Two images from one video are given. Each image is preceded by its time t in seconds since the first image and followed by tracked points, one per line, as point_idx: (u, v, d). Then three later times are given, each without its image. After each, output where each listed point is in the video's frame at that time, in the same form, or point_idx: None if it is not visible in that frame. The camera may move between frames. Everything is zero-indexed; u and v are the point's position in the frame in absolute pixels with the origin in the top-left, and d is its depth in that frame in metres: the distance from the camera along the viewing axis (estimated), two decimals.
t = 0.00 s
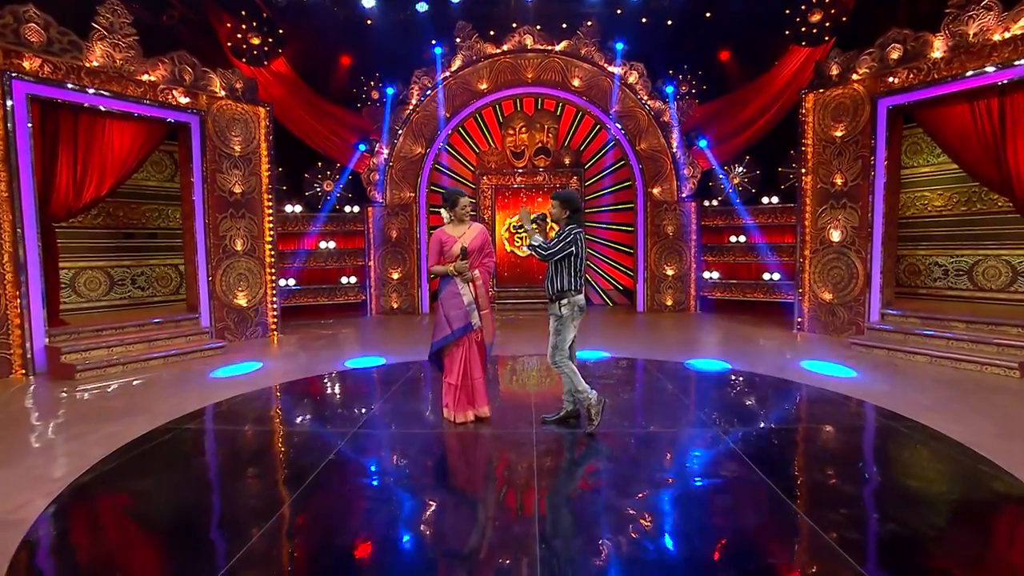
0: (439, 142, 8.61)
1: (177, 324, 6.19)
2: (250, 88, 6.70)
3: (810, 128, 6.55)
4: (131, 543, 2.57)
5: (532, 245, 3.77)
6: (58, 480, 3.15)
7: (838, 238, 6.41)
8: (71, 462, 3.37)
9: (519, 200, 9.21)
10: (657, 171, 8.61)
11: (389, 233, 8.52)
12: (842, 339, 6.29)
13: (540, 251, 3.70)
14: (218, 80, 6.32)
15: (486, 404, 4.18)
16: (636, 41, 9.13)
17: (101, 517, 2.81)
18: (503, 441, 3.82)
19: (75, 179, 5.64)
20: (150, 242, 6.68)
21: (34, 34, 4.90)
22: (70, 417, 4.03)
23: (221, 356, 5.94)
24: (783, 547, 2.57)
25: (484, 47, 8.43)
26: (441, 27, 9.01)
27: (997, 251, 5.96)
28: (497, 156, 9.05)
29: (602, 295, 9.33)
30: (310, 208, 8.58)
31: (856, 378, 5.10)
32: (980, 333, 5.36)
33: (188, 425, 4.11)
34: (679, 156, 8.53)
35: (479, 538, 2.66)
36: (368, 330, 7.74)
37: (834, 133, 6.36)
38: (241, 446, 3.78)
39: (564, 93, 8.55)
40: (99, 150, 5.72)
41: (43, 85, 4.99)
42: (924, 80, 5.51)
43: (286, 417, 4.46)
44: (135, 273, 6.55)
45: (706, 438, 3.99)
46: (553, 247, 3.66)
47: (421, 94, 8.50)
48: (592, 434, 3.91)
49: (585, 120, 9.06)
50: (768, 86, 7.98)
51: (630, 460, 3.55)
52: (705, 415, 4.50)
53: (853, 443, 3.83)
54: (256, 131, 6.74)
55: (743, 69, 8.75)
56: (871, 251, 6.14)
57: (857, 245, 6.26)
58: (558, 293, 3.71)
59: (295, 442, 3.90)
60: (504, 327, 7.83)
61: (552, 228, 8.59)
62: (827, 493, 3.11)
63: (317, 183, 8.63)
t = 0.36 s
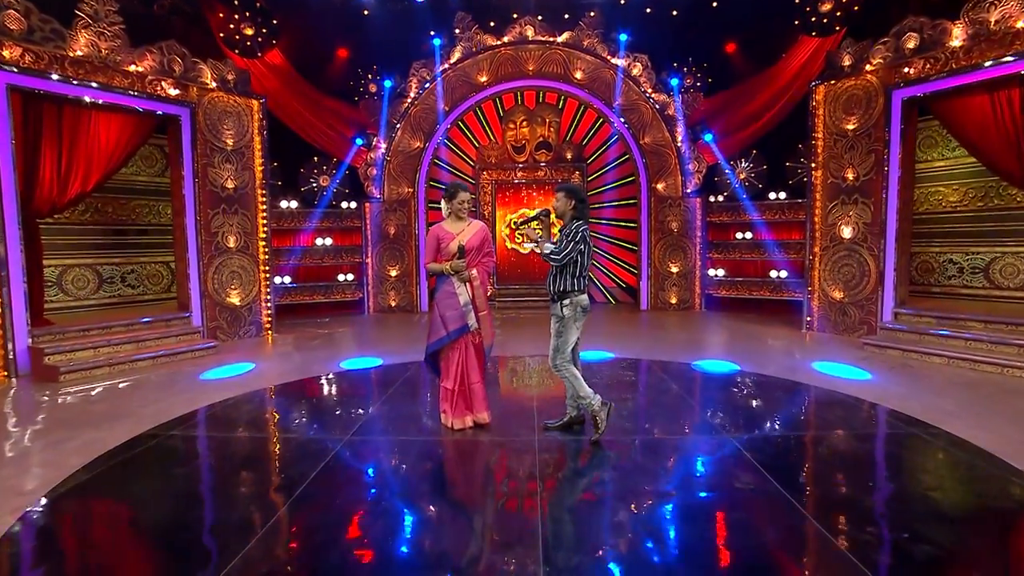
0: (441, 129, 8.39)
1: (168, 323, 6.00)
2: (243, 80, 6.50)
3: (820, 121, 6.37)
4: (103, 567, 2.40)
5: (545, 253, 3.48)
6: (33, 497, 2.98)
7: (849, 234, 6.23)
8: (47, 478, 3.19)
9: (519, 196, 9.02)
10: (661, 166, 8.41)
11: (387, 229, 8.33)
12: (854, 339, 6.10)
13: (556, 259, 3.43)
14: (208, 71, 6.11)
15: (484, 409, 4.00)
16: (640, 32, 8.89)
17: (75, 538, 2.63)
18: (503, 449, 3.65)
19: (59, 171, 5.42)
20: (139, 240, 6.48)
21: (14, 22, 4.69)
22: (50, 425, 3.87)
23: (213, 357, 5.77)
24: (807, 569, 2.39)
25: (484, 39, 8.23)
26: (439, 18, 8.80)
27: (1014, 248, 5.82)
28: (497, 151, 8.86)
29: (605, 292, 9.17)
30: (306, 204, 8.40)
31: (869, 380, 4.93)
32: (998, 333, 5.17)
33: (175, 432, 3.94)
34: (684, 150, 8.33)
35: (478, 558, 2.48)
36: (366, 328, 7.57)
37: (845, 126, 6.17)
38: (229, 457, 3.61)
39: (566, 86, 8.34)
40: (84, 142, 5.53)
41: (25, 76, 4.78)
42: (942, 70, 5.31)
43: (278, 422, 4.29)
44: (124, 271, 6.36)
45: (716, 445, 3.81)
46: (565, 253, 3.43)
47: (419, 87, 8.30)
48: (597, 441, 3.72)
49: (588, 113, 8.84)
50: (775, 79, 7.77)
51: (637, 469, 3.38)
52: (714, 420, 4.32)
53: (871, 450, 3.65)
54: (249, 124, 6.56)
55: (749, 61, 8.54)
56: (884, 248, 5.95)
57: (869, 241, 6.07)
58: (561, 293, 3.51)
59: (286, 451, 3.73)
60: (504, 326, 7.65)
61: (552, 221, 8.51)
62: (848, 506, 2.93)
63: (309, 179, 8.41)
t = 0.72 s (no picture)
0: (432, 125, 8.23)
1: (153, 319, 5.79)
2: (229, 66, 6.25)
3: (827, 109, 6.17)
4: None
5: (547, 248, 3.23)
6: None
7: (856, 227, 6.04)
8: (12, 491, 2.98)
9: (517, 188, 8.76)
10: (662, 157, 8.22)
11: (381, 221, 8.12)
12: (862, 335, 5.94)
13: (559, 254, 3.21)
14: (192, 56, 5.85)
15: (476, 412, 3.81)
16: (640, 19, 8.65)
17: (38, 560, 2.43)
18: (500, 454, 3.46)
19: (34, 158, 5.18)
20: (122, 232, 6.25)
21: None
22: (22, 430, 3.69)
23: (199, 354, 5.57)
24: None
25: (480, 25, 7.98)
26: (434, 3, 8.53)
27: None
28: (494, 141, 8.64)
29: (604, 286, 9.01)
30: (297, 195, 8.16)
31: (879, 379, 4.76)
32: (1012, 329, 5.00)
33: (152, 438, 3.74)
34: (685, 141, 8.14)
35: None
36: (359, 323, 7.38)
37: (854, 114, 5.96)
38: (209, 464, 3.41)
39: (565, 74, 8.11)
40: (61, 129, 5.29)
41: None
42: (957, 56, 5.12)
43: (264, 424, 4.09)
44: (107, 265, 6.14)
45: (723, 449, 3.63)
46: (567, 244, 3.23)
47: (413, 75, 8.05)
48: (599, 445, 3.53)
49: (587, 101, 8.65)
50: (780, 66, 7.54)
51: (643, 478, 3.19)
52: (720, 421, 4.14)
53: (887, 455, 3.48)
54: (235, 111, 6.31)
55: (752, 48, 8.32)
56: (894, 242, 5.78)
57: (877, 234, 5.89)
58: (561, 286, 3.31)
59: (271, 456, 3.53)
60: (501, 321, 7.47)
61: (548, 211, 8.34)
62: (868, 519, 2.75)
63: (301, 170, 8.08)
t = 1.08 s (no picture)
0: (424, 115, 7.96)
1: (130, 316, 5.55)
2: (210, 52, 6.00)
3: (830, 99, 5.99)
4: None
5: (544, 247, 3.04)
6: None
7: (859, 221, 5.88)
8: None
9: (508, 181, 8.59)
10: (659, 149, 8.02)
11: (370, 214, 7.88)
12: (865, 333, 5.78)
13: (559, 253, 3.02)
14: (170, 41, 5.60)
15: (474, 413, 3.62)
16: (637, 7, 8.42)
17: None
18: (492, 461, 3.27)
19: None
20: (99, 225, 6.01)
21: None
22: None
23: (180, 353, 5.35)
24: None
25: (472, 12, 7.73)
26: None
27: None
28: (486, 132, 8.42)
29: (600, 281, 8.85)
30: (283, 187, 7.89)
31: (887, 379, 4.59)
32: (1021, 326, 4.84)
33: (121, 444, 3.51)
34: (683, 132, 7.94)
35: None
36: (349, 320, 7.17)
37: (858, 105, 5.79)
38: (180, 472, 3.19)
39: (561, 63, 7.88)
40: (29, 117, 5.03)
41: None
42: (966, 43, 4.93)
43: (243, 428, 3.88)
44: (82, 259, 5.89)
45: (726, 454, 3.45)
46: (567, 242, 3.03)
47: (403, 63, 7.79)
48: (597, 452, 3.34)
49: (581, 93, 8.51)
50: (782, 56, 7.33)
51: (642, 486, 3.00)
52: (721, 424, 3.96)
53: (900, 461, 3.30)
54: (217, 100, 6.06)
55: (752, 37, 8.11)
56: (899, 235, 5.61)
57: (881, 228, 5.72)
58: (558, 286, 3.11)
59: (248, 463, 3.32)
60: (494, 317, 7.27)
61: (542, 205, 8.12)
62: (885, 533, 2.56)
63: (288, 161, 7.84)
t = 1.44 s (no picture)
0: (419, 110, 7.78)
1: (113, 315, 5.35)
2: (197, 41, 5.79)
3: (838, 92, 5.82)
4: None
5: (546, 245, 2.84)
6: None
7: (868, 217, 5.70)
8: None
9: (508, 175, 8.44)
10: (660, 143, 7.83)
11: (365, 210, 7.68)
12: (874, 333, 5.60)
13: (562, 252, 2.82)
14: (154, 30, 5.39)
15: (458, 425, 3.42)
16: None
17: None
18: (486, 470, 3.09)
19: None
20: (82, 220, 5.83)
21: None
22: None
23: (164, 354, 5.16)
24: None
25: (469, 2, 7.52)
26: None
27: None
28: (483, 126, 8.23)
29: (600, 279, 8.68)
30: (275, 182, 7.68)
31: (901, 382, 4.40)
32: None
33: (94, 452, 3.31)
34: (685, 126, 7.75)
35: None
36: (342, 319, 6.97)
37: (867, 97, 5.60)
38: (154, 484, 2.99)
39: (560, 55, 7.67)
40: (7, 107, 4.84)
41: None
42: (981, 31, 4.73)
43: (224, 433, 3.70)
44: (65, 256, 5.71)
45: (733, 462, 3.27)
46: (569, 240, 2.83)
47: (398, 55, 7.58)
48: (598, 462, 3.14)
49: (582, 85, 8.29)
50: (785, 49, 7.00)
51: (647, 499, 2.81)
52: (727, 429, 3.78)
53: (922, 472, 3.10)
54: (204, 92, 5.86)
55: (755, 28, 7.90)
56: (909, 232, 5.42)
57: (891, 224, 5.54)
58: (558, 288, 2.93)
59: (227, 473, 3.13)
60: (491, 316, 7.09)
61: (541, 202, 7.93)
62: (909, 553, 2.38)
63: (282, 156, 7.68)
